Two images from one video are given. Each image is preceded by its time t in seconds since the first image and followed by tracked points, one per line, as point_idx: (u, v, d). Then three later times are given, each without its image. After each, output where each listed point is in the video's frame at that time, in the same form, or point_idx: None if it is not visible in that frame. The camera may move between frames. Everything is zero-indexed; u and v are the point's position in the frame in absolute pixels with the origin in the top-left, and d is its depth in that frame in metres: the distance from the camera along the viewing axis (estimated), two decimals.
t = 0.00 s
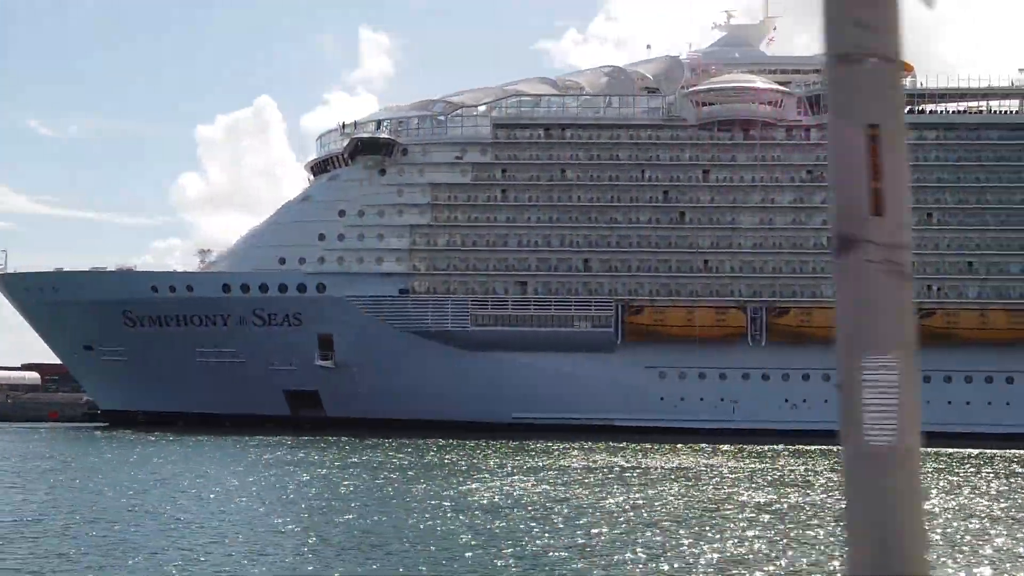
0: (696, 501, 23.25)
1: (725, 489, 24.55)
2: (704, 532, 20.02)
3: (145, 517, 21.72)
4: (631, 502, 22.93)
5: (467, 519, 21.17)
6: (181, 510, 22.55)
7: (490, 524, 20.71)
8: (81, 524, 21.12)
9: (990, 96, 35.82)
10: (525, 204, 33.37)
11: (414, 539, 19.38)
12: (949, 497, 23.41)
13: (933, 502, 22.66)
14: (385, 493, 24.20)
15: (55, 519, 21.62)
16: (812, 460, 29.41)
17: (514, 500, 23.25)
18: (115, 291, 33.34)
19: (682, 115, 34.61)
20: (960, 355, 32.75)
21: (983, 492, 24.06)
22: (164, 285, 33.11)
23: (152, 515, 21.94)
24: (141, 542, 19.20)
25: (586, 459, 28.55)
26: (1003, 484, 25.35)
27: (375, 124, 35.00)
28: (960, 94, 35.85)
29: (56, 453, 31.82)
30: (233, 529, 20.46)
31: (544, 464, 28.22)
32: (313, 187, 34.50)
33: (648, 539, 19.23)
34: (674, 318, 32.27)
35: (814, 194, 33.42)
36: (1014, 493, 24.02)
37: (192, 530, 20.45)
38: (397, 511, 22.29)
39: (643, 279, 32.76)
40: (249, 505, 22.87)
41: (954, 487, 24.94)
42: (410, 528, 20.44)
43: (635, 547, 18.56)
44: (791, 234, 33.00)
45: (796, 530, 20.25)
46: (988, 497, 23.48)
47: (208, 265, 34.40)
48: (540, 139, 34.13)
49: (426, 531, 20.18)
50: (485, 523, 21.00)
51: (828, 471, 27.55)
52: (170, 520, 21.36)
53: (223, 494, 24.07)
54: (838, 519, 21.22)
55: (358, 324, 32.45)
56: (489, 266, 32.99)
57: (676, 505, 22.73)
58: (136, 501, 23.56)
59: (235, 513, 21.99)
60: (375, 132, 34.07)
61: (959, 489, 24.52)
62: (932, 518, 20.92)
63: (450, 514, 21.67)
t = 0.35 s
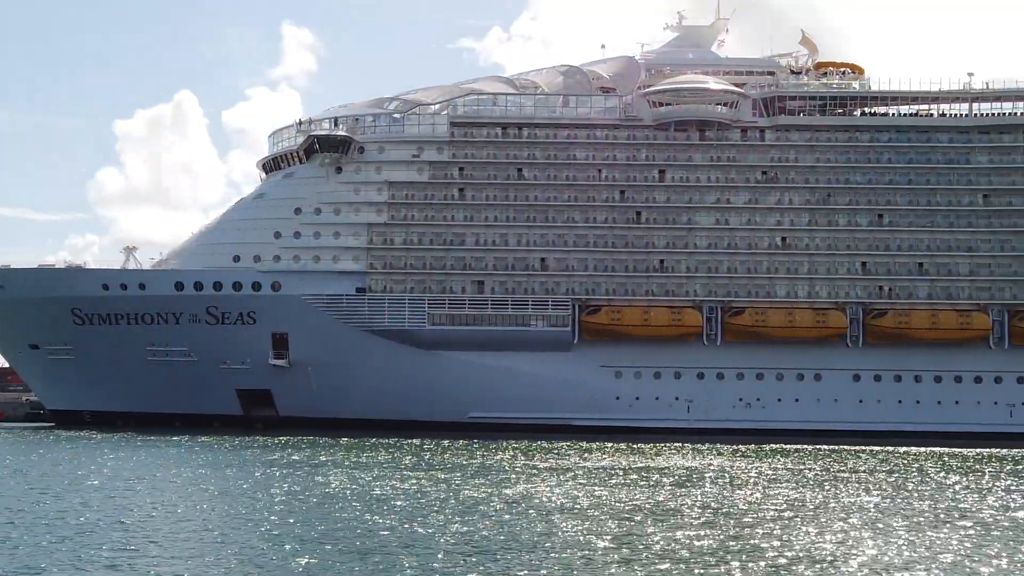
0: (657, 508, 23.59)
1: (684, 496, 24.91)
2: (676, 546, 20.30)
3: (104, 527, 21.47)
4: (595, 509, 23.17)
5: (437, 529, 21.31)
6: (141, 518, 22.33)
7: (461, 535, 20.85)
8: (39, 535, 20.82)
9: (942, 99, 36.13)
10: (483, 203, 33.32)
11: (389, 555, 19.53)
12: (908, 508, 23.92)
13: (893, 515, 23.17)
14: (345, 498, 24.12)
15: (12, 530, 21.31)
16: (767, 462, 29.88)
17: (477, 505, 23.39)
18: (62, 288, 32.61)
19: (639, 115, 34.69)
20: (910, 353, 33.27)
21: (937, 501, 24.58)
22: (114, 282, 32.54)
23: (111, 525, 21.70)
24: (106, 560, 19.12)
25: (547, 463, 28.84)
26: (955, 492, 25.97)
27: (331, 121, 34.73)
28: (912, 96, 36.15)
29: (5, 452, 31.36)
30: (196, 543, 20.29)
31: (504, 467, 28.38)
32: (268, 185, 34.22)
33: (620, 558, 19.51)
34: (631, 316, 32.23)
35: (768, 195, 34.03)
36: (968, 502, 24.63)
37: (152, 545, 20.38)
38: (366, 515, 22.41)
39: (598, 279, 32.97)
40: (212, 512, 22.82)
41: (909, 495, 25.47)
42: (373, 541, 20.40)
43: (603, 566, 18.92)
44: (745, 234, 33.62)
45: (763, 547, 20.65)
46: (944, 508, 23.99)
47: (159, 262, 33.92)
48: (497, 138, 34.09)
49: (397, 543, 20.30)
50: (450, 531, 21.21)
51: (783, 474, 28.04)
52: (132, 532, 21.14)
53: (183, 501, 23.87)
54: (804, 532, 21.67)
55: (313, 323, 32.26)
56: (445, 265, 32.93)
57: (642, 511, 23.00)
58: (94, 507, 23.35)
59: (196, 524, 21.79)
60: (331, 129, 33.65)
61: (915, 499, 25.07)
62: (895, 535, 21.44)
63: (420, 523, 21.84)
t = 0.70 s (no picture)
0: (620, 506, 23.66)
1: (647, 495, 25.07)
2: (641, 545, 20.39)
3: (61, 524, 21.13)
4: (559, 506, 23.19)
5: (402, 530, 21.19)
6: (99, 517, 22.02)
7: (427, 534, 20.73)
8: None
9: (892, 103, 36.69)
10: (439, 204, 33.31)
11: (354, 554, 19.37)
12: (866, 506, 24.23)
13: (852, 513, 23.47)
14: (304, 495, 23.94)
15: None
16: (723, 461, 30.07)
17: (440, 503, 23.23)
18: (10, 287, 32.09)
19: (595, 117, 34.80)
20: (861, 354, 33.76)
21: (894, 498, 24.99)
22: (65, 281, 32.12)
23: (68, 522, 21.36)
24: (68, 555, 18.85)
25: (506, 462, 28.84)
26: (911, 489, 26.38)
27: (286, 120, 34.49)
28: (862, 100, 36.67)
29: None
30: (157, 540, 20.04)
31: (463, 465, 28.28)
32: (221, 183, 33.93)
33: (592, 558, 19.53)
34: (587, 317, 32.41)
35: (723, 197, 34.40)
36: (923, 499, 25.05)
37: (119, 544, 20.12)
38: (328, 514, 22.27)
39: (554, 279, 33.08)
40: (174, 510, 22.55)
41: (866, 493, 25.84)
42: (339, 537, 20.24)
43: (577, 563, 18.98)
44: (699, 236, 33.94)
45: (729, 544, 20.81)
46: (901, 505, 24.35)
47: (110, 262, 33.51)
48: (454, 138, 34.07)
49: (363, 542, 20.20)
50: (420, 528, 21.19)
51: (741, 472, 28.27)
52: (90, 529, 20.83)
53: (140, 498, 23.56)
54: (768, 531, 21.87)
55: (268, 322, 32.01)
56: (401, 265, 32.87)
57: (604, 509, 23.09)
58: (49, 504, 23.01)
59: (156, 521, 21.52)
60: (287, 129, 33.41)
61: (872, 496, 25.42)
62: (856, 532, 21.70)
63: (386, 521, 21.72)
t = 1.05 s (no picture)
0: (581, 514, 23.80)
1: (605, 500, 25.21)
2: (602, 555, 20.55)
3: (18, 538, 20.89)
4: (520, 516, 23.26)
5: (365, 542, 21.20)
6: (54, 527, 21.78)
7: (390, 545, 20.74)
8: None
9: (843, 107, 37.15)
10: (395, 203, 33.25)
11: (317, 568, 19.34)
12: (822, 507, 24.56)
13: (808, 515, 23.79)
14: (264, 505, 23.83)
15: None
16: (679, 461, 30.31)
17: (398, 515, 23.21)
18: None
19: (551, 118, 34.88)
20: (813, 354, 34.23)
21: (849, 497, 25.34)
22: (14, 280, 31.67)
23: (24, 535, 21.12)
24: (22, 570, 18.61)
25: (464, 464, 28.86)
26: (865, 489, 26.76)
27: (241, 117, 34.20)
28: (814, 104, 37.07)
29: None
30: (116, 554, 19.84)
31: (420, 467, 28.27)
32: (174, 182, 33.61)
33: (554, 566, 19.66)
34: (543, 317, 32.53)
35: (676, 199, 34.67)
36: (877, 499, 25.45)
37: (79, 557, 19.87)
38: (289, 526, 22.22)
39: (510, 280, 33.14)
40: (132, 522, 22.36)
41: (820, 493, 26.17)
42: (301, 554, 20.13)
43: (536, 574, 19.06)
44: (654, 237, 34.24)
45: (690, 550, 21.02)
46: (856, 504, 24.70)
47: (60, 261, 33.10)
48: (410, 138, 33.97)
49: (326, 555, 20.19)
50: (379, 540, 21.14)
51: (697, 473, 28.50)
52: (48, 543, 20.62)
53: (96, 507, 23.33)
54: (725, 535, 22.15)
55: (222, 323, 31.78)
56: (357, 264, 32.75)
57: (566, 518, 23.18)
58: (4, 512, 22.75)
59: (114, 533, 21.32)
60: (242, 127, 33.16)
61: (828, 497, 25.76)
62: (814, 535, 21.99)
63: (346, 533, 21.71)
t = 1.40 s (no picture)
0: (540, 514, 24.03)
1: (564, 499, 25.48)
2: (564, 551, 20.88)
3: None
4: (484, 513, 23.45)
5: (328, 538, 21.31)
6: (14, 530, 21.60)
7: (354, 548, 20.87)
8: None
9: (792, 109, 37.63)
10: (349, 202, 33.21)
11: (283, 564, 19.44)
12: (775, 507, 25.05)
13: (764, 514, 24.28)
14: (226, 505, 23.79)
15: None
16: (632, 461, 30.68)
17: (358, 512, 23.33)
18: None
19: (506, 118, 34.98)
20: (763, 354, 34.67)
21: (802, 498, 25.81)
22: None
23: None
24: None
25: (420, 465, 29.02)
26: (817, 489, 27.24)
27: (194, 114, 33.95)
28: (764, 106, 37.50)
29: None
30: (81, 557, 19.75)
31: (376, 469, 28.39)
32: (124, 179, 33.32)
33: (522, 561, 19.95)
34: (497, 317, 32.60)
35: (628, 200, 35.03)
36: (829, 500, 25.95)
37: (43, 561, 19.73)
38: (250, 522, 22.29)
39: (464, 279, 33.27)
40: (93, 524, 22.30)
41: (773, 493, 26.67)
42: (268, 554, 20.18)
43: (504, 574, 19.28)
44: (607, 237, 34.52)
45: (651, 547, 21.40)
46: (810, 505, 25.18)
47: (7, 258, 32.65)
48: (365, 137, 33.92)
49: (292, 553, 20.31)
50: (345, 541, 21.24)
51: (650, 472, 28.88)
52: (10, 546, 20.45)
53: (55, 509, 23.17)
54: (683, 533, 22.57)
55: (175, 322, 31.52)
56: (312, 264, 32.67)
57: (527, 516, 23.42)
58: None
59: (78, 536, 21.22)
60: (196, 124, 32.94)
61: (780, 498, 26.28)
62: (772, 535, 22.46)
63: (309, 530, 21.83)
